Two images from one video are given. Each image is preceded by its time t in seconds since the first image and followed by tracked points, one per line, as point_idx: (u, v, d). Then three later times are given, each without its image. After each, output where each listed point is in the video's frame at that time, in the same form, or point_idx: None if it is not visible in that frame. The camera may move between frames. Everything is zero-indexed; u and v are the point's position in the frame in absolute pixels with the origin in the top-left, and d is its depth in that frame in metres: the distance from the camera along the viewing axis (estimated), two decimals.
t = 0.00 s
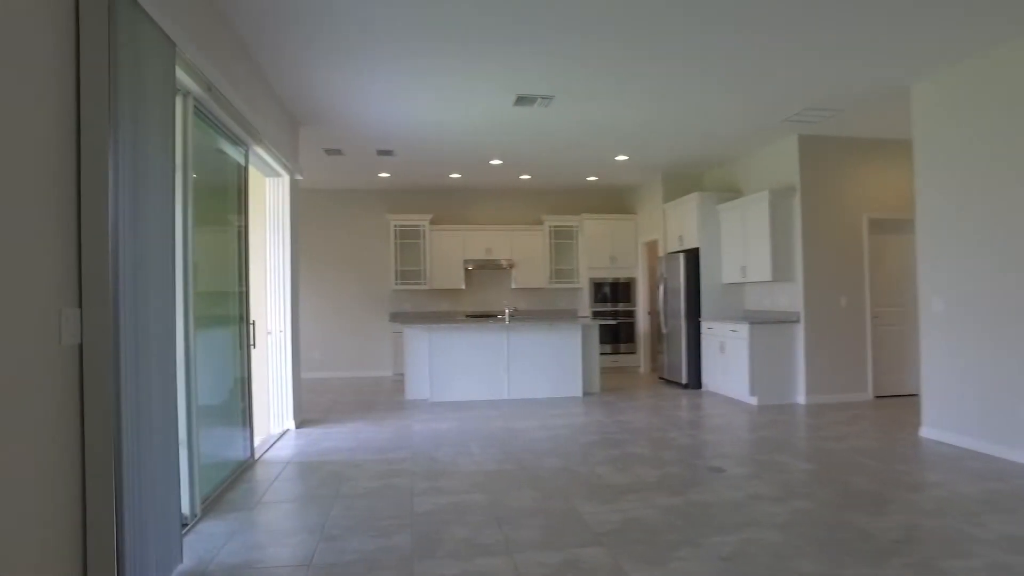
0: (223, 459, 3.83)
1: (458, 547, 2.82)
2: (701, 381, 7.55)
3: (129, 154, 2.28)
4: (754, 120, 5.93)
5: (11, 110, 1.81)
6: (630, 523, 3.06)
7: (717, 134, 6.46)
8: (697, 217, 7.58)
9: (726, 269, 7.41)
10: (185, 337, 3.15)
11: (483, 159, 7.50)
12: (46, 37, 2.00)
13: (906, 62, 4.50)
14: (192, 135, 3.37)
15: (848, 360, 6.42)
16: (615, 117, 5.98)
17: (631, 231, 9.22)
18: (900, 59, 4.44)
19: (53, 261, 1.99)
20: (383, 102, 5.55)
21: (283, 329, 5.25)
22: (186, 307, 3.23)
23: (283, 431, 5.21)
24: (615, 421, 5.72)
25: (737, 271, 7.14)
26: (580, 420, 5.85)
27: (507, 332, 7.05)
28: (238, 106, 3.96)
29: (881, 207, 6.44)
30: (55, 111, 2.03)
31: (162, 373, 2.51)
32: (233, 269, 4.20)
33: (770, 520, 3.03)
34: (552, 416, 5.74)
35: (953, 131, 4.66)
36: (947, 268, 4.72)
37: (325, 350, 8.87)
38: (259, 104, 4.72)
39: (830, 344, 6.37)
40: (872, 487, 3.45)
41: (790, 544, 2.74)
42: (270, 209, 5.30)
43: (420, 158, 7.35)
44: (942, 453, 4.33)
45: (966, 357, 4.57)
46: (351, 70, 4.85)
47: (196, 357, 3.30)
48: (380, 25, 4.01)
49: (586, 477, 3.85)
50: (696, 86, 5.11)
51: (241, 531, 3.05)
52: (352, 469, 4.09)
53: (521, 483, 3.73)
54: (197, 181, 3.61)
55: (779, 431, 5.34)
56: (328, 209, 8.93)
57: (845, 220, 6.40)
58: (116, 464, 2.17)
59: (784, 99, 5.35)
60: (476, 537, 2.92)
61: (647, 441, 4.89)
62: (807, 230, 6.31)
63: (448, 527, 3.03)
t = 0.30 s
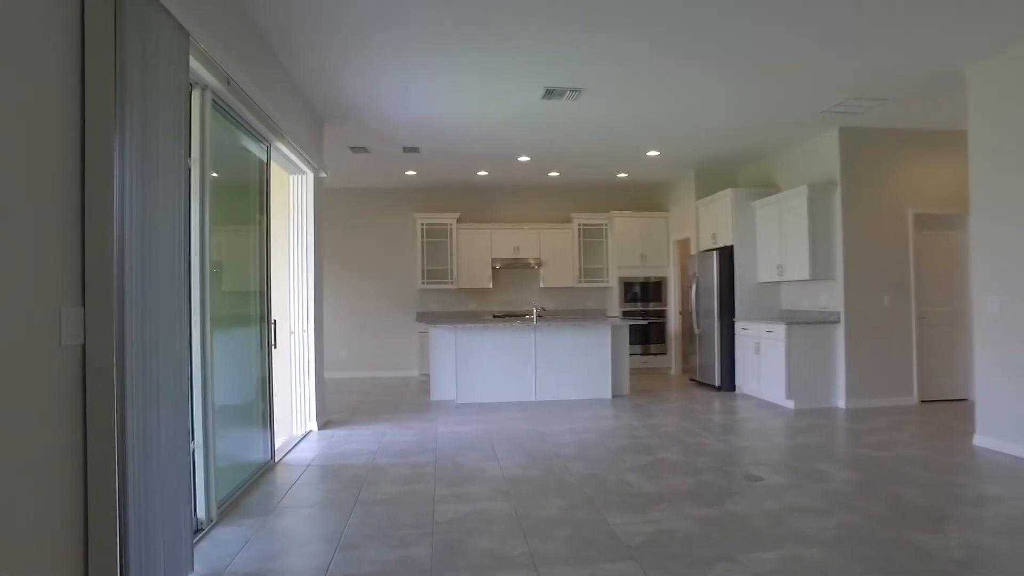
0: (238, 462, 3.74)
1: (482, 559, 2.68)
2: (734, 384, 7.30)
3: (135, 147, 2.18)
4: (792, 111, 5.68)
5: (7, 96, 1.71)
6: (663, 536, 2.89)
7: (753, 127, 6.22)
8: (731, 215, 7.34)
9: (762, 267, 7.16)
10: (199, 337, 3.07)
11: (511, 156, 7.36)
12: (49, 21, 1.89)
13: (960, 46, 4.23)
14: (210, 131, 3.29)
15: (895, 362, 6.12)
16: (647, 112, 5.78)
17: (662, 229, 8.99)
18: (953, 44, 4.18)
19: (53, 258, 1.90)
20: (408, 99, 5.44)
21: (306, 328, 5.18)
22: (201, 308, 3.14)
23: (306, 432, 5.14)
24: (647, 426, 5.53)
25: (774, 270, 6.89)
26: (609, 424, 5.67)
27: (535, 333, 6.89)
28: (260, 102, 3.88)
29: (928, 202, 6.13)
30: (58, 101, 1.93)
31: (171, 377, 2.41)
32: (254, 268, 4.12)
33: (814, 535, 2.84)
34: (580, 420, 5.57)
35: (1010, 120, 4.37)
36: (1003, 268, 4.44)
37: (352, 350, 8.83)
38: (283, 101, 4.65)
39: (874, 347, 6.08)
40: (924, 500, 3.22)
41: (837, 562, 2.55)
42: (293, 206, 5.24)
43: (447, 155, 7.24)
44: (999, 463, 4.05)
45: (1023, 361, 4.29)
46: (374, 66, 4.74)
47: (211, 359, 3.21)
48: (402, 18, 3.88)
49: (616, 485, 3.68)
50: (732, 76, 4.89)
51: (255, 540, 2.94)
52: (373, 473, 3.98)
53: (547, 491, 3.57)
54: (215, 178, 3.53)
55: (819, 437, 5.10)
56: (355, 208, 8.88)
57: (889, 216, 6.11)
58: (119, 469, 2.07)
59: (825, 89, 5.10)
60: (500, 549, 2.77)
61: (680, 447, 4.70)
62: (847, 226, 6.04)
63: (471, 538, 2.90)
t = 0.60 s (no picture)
0: (235, 469, 3.60)
1: None
2: (749, 387, 7.10)
3: (122, 141, 2.04)
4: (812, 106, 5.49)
5: None
6: (683, 552, 2.72)
7: (771, 122, 6.03)
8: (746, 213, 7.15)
9: (778, 267, 6.96)
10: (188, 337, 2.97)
11: (521, 153, 7.19)
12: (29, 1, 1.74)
13: (994, 32, 4.03)
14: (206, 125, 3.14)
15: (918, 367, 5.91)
16: (661, 106, 5.60)
17: (675, 228, 8.80)
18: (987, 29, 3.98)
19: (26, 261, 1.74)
20: (415, 95, 5.30)
21: (309, 330, 5.05)
22: (195, 310, 3.01)
23: (309, 437, 5.01)
24: (661, 431, 5.36)
25: (791, 269, 6.69)
26: (621, 428, 5.50)
27: (545, 334, 6.73)
28: (261, 96, 3.74)
29: (952, 198, 5.92)
30: (37, 89, 1.78)
31: (161, 385, 2.27)
32: (255, 268, 3.97)
33: (845, 552, 2.66)
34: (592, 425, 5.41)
35: None
36: None
37: (358, 351, 8.70)
38: (286, 95, 4.51)
39: (896, 350, 5.87)
40: (960, 514, 3.04)
41: None
42: (296, 205, 5.10)
43: (455, 152, 7.08)
44: None
45: None
46: (378, 61, 4.58)
47: (206, 364, 3.07)
48: (405, 9, 3.71)
49: (631, 496, 3.51)
50: (750, 68, 4.71)
51: (249, 554, 2.80)
52: (376, 481, 3.84)
53: (558, 501, 3.41)
54: (213, 174, 3.39)
55: (840, 443, 4.91)
56: (362, 207, 8.75)
57: (912, 213, 5.90)
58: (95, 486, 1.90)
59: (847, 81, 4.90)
60: (508, 566, 2.61)
61: (696, 454, 4.53)
62: (869, 225, 5.84)
63: (479, 554, 2.74)
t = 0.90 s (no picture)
0: (224, 477, 3.45)
1: None
2: (756, 389, 6.94)
3: (90, 129, 1.88)
4: (822, 101, 5.33)
5: None
6: (693, 566, 2.56)
7: (779, 117, 5.87)
8: (752, 211, 6.99)
9: (786, 266, 6.80)
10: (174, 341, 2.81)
11: (522, 149, 7.04)
12: None
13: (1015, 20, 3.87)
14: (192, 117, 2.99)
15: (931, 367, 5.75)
16: (666, 101, 5.44)
17: (679, 226, 8.64)
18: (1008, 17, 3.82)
19: None
20: (414, 90, 5.17)
21: (305, 331, 4.90)
22: (178, 311, 2.86)
23: (304, 441, 4.86)
24: (666, 434, 5.21)
25: (799, 268, 6.54)
26: (625, 432, 5.34)
27: (547, 334, 6.58)
28: (253, 90, 3.60)
29: (966, 195, 5.77)
30: None
31: (134, 392, 2.12)
32: (246, 267, 3.82)
33: (867, 567, 2.50)
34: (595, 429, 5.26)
35: None
36: None
37: (356, 351, 8.55)
38: (281, 88, 4.36)
39: (908, 350, 5.71)
40: (985, 524, 2.88)
41: None
42: (291, 202, 4.96)
43: (455, 148, 6.93)
44: None
45: None
46: (374, 54, 4.42)
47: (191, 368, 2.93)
48: (405, 9, 3.76)
49: (637, 504, 3.36)
50: (758, 61, 4.56)
51: (235, 569, 2.65)
52: (371, 488, 3.69)
53: (561, 510, 3.26)
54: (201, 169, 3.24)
55: (852, 448, 4.76)
56: (361, 206, 8.61)
57: (925, 210, 5.74)
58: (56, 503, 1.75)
59: (861, 72, 4.72)
60: None
61: (703, 459, 4.37)
62: (880, 222, 5.68)
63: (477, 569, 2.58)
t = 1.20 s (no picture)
0: (213, 484, 3.30)
1: None
2: (766, 391, 6.76)
3: (50, 113, 1.72)
4: (836, 93, 5.15)
5: None
6: None
7: (791, 111, 5.69)
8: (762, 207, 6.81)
9: (796, 264, 6.62)
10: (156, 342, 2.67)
11: (526, 145, 6.86)
12: None
13: None
14: (176, 104, 2.82)
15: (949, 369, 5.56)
16: (675, 94, 5.27)
17: (686, 224, 8.46)
18: None
19: None
20: (415, 84, 5.00)
21: (301, 330, 4.74)
22: (160, 312, 2.70)
23: (300, 445, 4.69)
24: (676, 439, 5.04)
25: (809, 266, 6.36)
26: (632, 435, 5.17)
27: (551, 334, 6.40)
28: (244, 79, 3.43)
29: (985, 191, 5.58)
30: None
31: (106, 398, 1.96)
32: (237, 265, 3.67)
33: None
34: (601, 433, 5.09)
35: None
36: None
37: (357, 352, 8.39)
38: (276, 80, 4.19)
39: (925, 351, 5.52)
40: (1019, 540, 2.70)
41: None
42: (287, 197, 4.80)
43: (457, 144, 6.76)
44: None
45: None
46: (373, 46, 4.26)
47: (175, 372, 2.77)
48: None
49: (646, 515, 3.18)
50: (771, 51, 4.38)
51: None
52: (368, 497, 3.51)
53: (567, 522, 3.09)
54: (188, 160, 3.08)
55: (869, 452, 4.57)
56: (361, 203, 8.45)
57: (943, 206, 5.55)
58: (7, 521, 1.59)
59: (878, 62, 4.54)
60: None
61: (715, 465, 4.19)
62: (896, 220, 5.50)
63: None
